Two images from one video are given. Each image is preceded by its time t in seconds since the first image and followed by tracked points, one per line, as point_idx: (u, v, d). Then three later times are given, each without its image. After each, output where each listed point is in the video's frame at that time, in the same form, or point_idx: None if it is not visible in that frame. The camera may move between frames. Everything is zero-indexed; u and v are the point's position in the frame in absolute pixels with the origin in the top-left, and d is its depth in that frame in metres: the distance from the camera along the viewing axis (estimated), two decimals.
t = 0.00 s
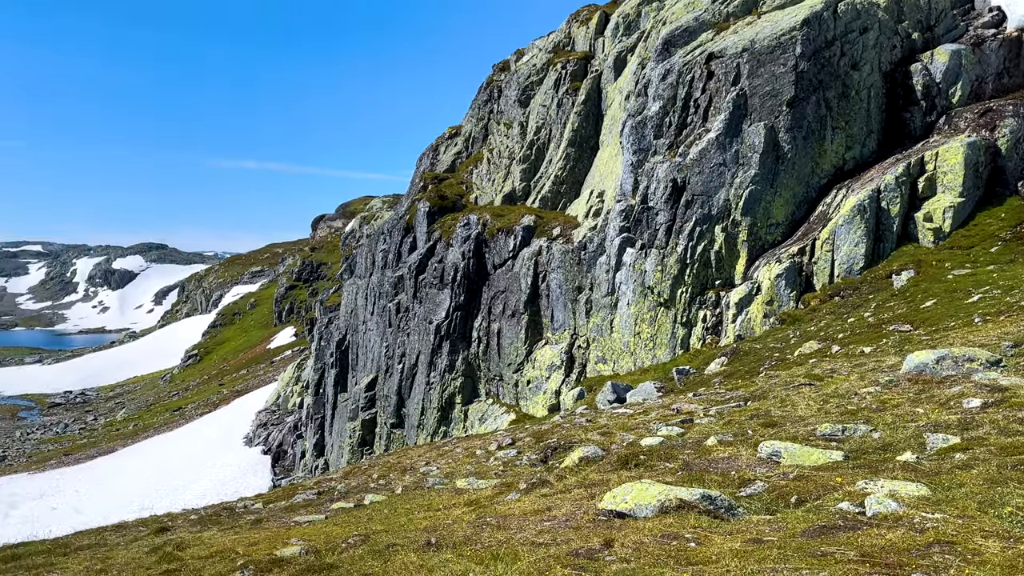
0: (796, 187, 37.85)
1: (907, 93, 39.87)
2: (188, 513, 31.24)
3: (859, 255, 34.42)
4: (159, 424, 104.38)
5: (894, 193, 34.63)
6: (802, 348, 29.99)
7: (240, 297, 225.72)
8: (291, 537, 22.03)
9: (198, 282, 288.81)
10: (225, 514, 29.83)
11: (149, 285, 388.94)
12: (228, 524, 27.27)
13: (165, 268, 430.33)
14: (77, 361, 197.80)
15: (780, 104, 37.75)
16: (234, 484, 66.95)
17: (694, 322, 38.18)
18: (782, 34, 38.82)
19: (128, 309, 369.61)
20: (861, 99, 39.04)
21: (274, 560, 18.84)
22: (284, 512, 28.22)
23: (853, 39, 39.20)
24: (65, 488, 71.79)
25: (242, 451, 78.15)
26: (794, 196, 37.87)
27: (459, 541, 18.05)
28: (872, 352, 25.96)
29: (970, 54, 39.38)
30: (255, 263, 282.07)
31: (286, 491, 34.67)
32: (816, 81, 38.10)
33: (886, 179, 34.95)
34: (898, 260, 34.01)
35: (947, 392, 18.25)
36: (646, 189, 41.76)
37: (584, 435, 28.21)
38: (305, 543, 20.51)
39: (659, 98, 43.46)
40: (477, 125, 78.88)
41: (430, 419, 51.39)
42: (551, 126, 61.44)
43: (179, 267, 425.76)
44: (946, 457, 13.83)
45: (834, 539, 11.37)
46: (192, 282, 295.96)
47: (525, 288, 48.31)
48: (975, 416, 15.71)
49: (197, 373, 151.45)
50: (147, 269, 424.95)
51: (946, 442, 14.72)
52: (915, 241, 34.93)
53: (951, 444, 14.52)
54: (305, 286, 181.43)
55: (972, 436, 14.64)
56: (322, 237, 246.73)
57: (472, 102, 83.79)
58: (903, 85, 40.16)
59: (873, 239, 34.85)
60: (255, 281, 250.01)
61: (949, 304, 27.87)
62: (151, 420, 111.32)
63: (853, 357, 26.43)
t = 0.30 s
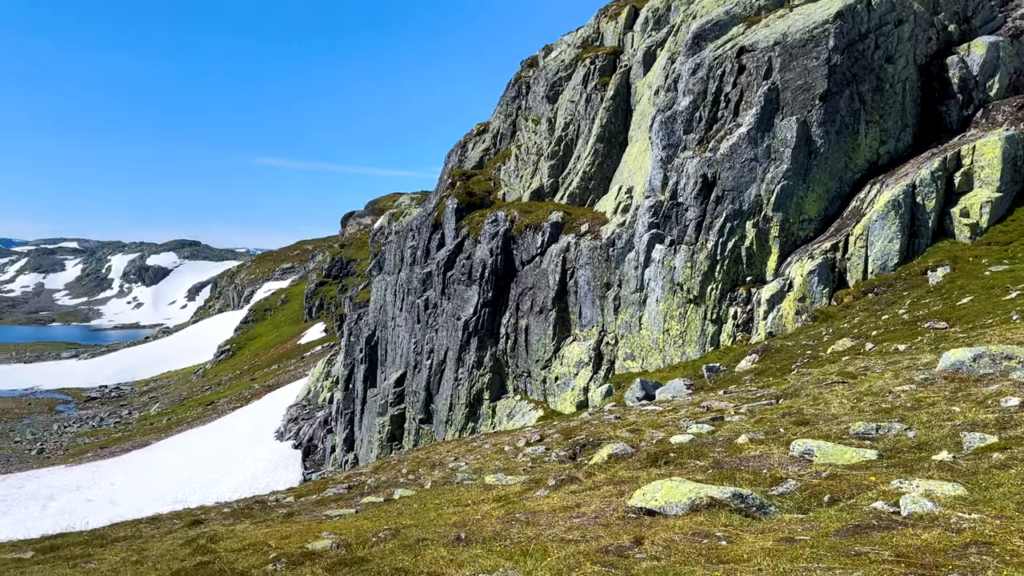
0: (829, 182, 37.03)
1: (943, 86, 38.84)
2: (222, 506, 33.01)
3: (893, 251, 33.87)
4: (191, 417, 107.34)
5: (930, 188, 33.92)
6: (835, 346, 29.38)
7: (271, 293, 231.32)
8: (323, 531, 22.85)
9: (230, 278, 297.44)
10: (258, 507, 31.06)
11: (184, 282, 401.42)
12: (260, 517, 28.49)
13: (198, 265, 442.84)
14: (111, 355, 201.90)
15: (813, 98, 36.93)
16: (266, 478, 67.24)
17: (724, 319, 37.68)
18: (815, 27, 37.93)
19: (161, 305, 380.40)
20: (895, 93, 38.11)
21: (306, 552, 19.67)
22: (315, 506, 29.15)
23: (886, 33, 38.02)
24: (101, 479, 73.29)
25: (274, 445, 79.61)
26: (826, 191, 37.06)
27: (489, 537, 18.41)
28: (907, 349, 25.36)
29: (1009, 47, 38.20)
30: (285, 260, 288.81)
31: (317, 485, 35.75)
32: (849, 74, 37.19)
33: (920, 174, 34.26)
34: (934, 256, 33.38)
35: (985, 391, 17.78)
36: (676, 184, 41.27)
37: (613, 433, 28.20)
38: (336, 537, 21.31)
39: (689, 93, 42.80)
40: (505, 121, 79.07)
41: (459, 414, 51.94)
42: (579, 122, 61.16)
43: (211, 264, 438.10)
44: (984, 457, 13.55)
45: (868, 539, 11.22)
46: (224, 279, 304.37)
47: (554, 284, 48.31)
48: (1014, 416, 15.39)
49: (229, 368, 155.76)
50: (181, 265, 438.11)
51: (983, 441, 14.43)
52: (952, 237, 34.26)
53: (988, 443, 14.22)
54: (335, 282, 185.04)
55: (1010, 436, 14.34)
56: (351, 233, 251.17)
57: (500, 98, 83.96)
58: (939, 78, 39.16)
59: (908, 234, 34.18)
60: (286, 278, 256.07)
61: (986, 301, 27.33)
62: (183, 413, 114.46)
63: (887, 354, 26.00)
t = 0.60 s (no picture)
0: (863, 177, 36.26)
1: (979, 79, 37.59)
2: (255, 500, 34.33)
3: (930, 247, 32.81)
4: (226, 410, 110.75)
5: (967, 182, 32.83)
6: (868, 343, 29.30)
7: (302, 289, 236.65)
8: (354, 524, 23.64)
9: (262, 275, 305.61)
10: (290, 500, 32.25)
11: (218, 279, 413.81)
12: (293, 510, 29.55)
13: (230, 262, 454.94)
14: (147, 350, 208.53)
15: (847, 92, 36.05)
16: (297, 472, 69.38)
17: (756, 316, 37.08)
18: (849, 19, 36.94)
19: (194, 301, 391.36)
20: (931, 86, 37.04)
21: (338, 546, 20.41)
22: (346, 500, 30.02)
23: (922, 24, 36.98)
24: (137, 473, 76.19)
25: (305, 439, 82.12)
26: (860, 186, 36.29)
27: (519, 532, 18.73)
28: (942, 347, 25.26)
29: None
30: (316, 256, 295.50)
31: (347, 480, 36.75)
32: (884, 68, 36.24)
33: (958, 168, 33.18)
34: (971, 252, 32.48)
35: None
36: (706, 180, 40.58)
37: (642, 430, 28.12)
38: (367, 531, 22.02)
39: (720, 87, 42.03)
40: (534, 117, 79.06)
41: (487, 410, 52.41)
42: (608, 118, 60.71)
43: (244, 261, 450.06)
44: None
45: (903, 539, 11.06)
46: (256, 275, 312.39)
47: (582, 281, 48.19)
48: None
49: (261, 363, 160.03)
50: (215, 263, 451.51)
51: None
52: (990, 233, 33.03)
53: None
54: (364, 278, 188.26)
55: None
56: (380, 230, 254.97)
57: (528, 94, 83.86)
58: (976, 71, 37.84)
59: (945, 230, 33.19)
60: (317, 274, 261.85)
61: None
62: (217, 406, 118.10)
63: (922, 352, 25.59)
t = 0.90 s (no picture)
0: (898, 172, 35.28)
1: (1020, 72, 36.36)
2: (288, 494, 35.59)
3: (967, 242, 31.96)
4: (258, 404, 113.97)
5: (1006, 177, 32.01)
6: (903, 341, 28.40)
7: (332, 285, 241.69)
8: (385, 519, 24.36)
9: (293, 271, 313.01)
10: (321, 494, 33.37)
11: (249, 274, 425.01)
12: (324, 504, 30.54)
13: (263, 259, 467.85)
14: (182, 345, 215.80)
15: (881, 86, 35.13)
16: (328, 466, 71.18)
17: (788, 313, 36.38)
18: (884, 11, 36.01)
19: (227, 298, 402.69)
20: (968, 79, 35.99)
21: (369, 539, 21.13)
22: (376, 494, 30.83)
23: (961, 16, 36.14)
24: (170, 465, 78.28)
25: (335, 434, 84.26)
26: (895, 181, 35.31)
27: (548, 528, 19.03)
28: (979, 345, 24.62)
29: None
30: (345, 253, 301.28)
31: (377, 474, 37.67)
32: (920, 61, 35.31)
33: (996, 162, 32.36)
34: (1010, 248, 31.50)
35: None
36: (737, 175, 39.97)
37: (672, 427, 28.00)
38: (397, 525, 22.68)
39: (752, 81, 41.35)
40: (562, 113, 78.86)
41: (515, 407, 52.67)
42: (637, 113, 60.10)
43: (277, 258, 461.85)
44: None
45: (939, 539, 10.91)
46: (287, 272, 320.06)
47: (610, 277, 47.94)
48: None
49: (291, 358, 164.06)
50: (249, 260, 464.31)
51: None
52: None
53: None
54: (393, 275, 191.15)
55: None
56: (409, 227, 258.22)
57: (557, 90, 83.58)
58: (1016, 64, 36.68)
59: (982, 225, 32.35)
60: (346, 270, 266.97)
61: None
62: (249, 401, 121.46)
63: (959, 349, 25.04)
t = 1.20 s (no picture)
0: (933, 165, 34.21)
1: None
2: (319, 487, 36.73)
3: (1005, 237, 30.80)
4: (290, 398, 117.01)
5: None
6: (939, 337, 28.08)
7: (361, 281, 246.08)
8: (415, 512, 25.02)
9: (323, 267, 319.57)
10: (352, 487, 34.37)
11: (281, 271, 436.11)
12: (354, 497, 31.47)
13: (294, 256, 478.24)
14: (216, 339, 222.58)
15: (916, 78, 34.17)
16: (357, 460, 72.80)
17: (820, 309, 35.64)
18: (919, 2, 35.16)
19: (258, 294, 413.02)
20: (1006, 71, 35.02)
21: (399, 533, 21.81)
22: (406, 488, 31.59)
23: (999, 6, 34.88)
24: (203, 457, 80.72)
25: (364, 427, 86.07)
26: (931, 175, 34.26)
27: (578, 524, 19.31)
28: (1019, 342, 24.38)
29: None
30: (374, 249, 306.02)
31: (406, 468, 38.50)
32: (956, 52, 34.47)
33: None
34: None
35: None
36: (768, 170, 39.09)
37: (701, 424, 27.82)
38: (426, 519, 23.33)
39: (783, 74, 40.43)
40: (590, 108, 78.44)
41: (543, 402, 52.82)
42: (667, 107, 59.31)
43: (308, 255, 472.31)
44: None
45: (977, 539, 10.78)
46: (317, 268, 326.82)
47: (639, 273, 47.49)
48: None
49: (321, 353, 167.79)
50: (281, 256, 476.06)
51: None
52: None
53: None
54: (421, 271, 193.47)
55: None
56: (436, 223, 260.74)
57: (585, 85, 83.01)
58: None
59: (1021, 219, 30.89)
60: (375, 266, 271.28)
61: None
62: (280, 395, 124.80)
63: (996, 348, 24.62)
